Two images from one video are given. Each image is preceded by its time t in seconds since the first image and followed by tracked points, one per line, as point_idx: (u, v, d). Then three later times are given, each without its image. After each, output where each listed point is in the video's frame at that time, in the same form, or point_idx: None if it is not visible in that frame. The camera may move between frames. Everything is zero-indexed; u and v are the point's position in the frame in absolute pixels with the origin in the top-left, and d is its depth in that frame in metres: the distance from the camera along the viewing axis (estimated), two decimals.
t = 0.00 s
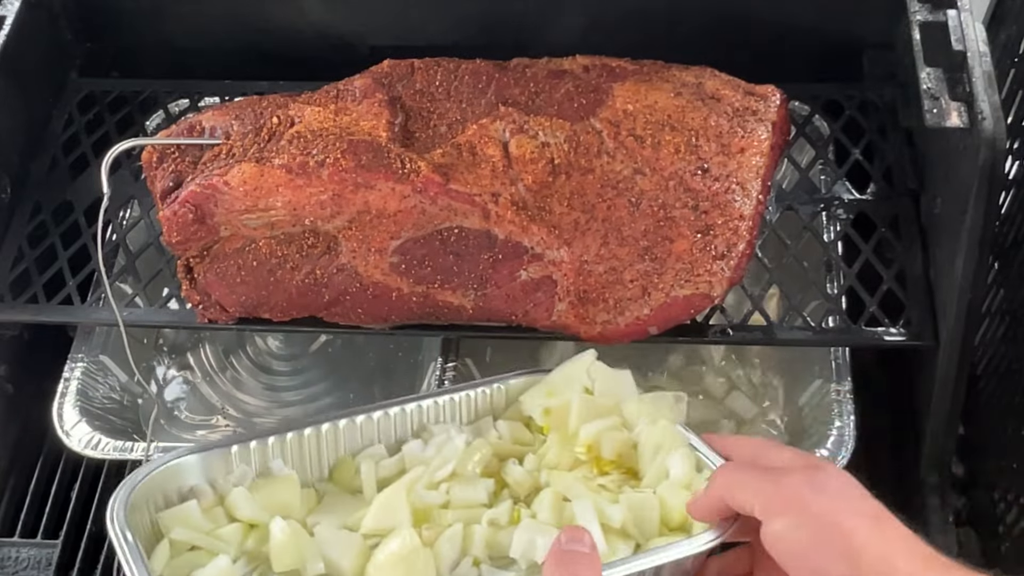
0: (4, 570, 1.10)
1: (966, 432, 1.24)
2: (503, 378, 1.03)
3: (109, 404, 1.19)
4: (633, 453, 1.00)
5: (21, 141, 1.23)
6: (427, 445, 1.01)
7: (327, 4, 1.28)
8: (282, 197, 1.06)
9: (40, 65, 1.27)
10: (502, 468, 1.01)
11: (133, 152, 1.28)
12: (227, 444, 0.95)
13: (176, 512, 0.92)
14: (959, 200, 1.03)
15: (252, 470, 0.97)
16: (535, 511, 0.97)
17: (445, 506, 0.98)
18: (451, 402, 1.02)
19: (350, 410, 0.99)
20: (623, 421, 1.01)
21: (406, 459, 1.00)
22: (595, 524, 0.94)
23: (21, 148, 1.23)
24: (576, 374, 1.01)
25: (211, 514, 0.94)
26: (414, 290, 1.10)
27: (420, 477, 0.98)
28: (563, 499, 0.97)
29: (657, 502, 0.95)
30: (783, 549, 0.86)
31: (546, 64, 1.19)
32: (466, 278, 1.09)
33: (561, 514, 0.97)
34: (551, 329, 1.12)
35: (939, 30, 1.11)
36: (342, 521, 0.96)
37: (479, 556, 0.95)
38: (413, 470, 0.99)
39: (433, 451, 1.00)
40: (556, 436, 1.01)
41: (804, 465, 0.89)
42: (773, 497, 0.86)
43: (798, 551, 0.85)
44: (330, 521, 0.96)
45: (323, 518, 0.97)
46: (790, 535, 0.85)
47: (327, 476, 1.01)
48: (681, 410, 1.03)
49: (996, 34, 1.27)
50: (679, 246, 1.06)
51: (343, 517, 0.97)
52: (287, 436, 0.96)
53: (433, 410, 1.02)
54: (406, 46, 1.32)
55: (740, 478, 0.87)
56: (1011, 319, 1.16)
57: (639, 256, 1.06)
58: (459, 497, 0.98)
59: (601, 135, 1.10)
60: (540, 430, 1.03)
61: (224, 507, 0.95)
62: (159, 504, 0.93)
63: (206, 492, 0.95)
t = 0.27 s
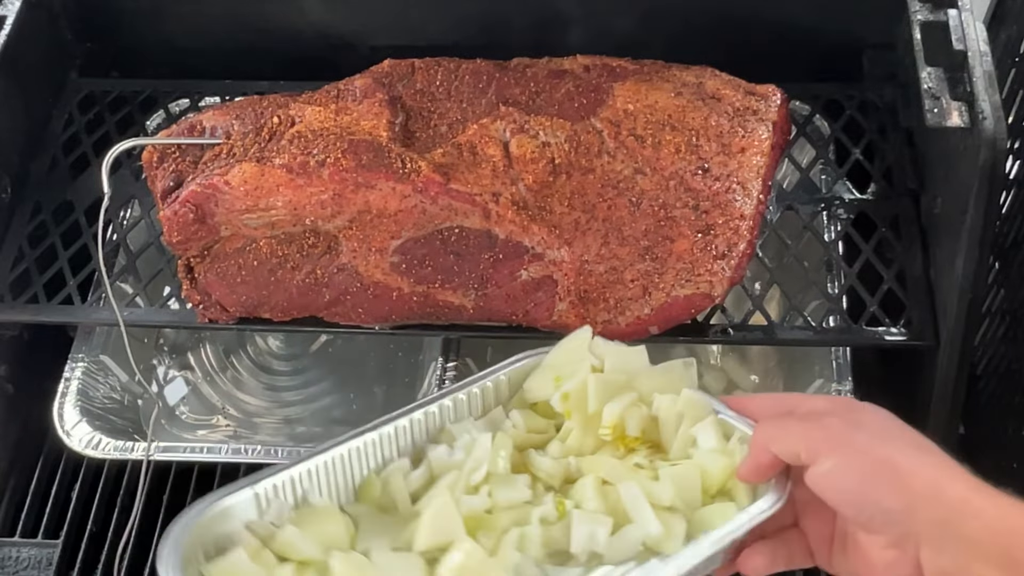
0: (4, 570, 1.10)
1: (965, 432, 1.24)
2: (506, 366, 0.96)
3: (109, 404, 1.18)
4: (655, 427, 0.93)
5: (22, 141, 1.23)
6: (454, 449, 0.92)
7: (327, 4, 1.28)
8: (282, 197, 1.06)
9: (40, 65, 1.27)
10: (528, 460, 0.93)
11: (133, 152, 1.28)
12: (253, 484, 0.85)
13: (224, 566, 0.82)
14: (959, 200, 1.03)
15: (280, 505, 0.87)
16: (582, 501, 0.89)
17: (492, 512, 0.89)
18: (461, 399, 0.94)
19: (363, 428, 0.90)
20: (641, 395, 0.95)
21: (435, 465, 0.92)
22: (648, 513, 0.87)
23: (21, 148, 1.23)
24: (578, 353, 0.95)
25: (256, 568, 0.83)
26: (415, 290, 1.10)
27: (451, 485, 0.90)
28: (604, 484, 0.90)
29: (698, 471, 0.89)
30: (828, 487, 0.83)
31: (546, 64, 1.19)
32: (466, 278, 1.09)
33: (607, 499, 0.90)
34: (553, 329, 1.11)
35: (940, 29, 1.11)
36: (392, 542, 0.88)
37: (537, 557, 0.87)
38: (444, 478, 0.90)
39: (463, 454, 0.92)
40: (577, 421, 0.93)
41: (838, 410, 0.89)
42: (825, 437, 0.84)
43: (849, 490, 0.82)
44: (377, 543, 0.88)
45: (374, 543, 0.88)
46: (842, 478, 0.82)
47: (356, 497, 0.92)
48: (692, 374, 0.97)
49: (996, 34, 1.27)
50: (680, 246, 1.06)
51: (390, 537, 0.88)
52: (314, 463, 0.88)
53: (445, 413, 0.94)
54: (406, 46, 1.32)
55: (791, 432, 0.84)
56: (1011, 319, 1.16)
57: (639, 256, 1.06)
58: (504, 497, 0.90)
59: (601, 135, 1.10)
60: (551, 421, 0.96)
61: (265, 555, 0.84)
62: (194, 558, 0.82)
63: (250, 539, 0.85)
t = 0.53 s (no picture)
0: (4, 570, 1.11)
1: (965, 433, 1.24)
2: (500, 386, 1.00)
3: (109, 404, 1.18)
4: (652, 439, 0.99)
5: (21, 142, 1.23)
6: (467, 470, 0.97)
7: (326, 4, 1.28)
8: (282, 197, 1.06)
9: (40, 65, 1.27)
10: (533, 476, 0.98)
11: (132, 152, 1.28)
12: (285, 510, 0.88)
13: None
14: (959, 200, 1.03)
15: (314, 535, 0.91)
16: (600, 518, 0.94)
17: (518, 529, 0.93)
18: (459, 419, 0.98)
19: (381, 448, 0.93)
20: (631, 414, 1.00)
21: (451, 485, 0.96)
22: (665, 528, 0.92)
23: (21, 148, 1.23)
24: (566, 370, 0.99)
25: None
26: (414, 290, 1.10)
27: (469, 505, 0.94)
28: (620, 503, 0.95)
29: (704, 488, 0.93)
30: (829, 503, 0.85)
31: (546, 64, 1.19)
32: (466, 279, 1.09)
33: (623, 518, 0.94)
34: (552, 329, 1.11)
35: (939, 29, 1.11)
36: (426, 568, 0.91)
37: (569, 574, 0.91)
38: (462, 500, 0.95)
39: (478, 475, 0.96)
40: (577, 438, 0.98)
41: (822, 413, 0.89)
42: (816, 455, 0.86)
43: (848, 505, 0.84)
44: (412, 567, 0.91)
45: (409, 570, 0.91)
46: (834, 491, 0.85)
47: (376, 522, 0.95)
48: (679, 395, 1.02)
49: (996, 34, 1.27)
50: (679, 246, 1.06)
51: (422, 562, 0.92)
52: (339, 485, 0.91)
53: (447, 433, 0.98)
54: (405, 46, 1.32)
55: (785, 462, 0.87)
56: (1011, 319, 1.16)
57: (638, 256, 1.06)
58: (528, 515, 0.94)
59: (601, 135, 1.10)
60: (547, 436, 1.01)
61: None
62: None
63: None
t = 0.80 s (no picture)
0: (4, 570, 1.11)
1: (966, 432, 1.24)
2: (493, 392, 1.07)
3: (109, 404, 1.18)
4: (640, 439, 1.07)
5: (21, 142, 1.23)
6: (476, 470, 1.04)
7: (326, 4, 1.28)
8: (282, 197, 1.06)
9: (40, 65, 1.27)
10: (538, 475, 1.06)
11: (133, 152, 1.28)
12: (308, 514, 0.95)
13: None
14: (959, 201, 1.03)
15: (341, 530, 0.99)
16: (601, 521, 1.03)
17: (530, 525, 1.01)
18: (459, 423, 1.05)
19: (387, 457, 1.00)
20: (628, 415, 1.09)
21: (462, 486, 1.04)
22: (670, 536, 1.01)
23: (21, 148, 1.23)
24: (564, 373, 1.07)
25: None
26: (414, 290, 1.10)
27: (479, 505, 1.03)
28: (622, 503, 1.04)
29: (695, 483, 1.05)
30: (791, 528, 0.74)
31: (546, 64, 1.19)
32: (466, 278, 1.09)
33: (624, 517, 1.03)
34: (552, 329, 1.11)
35: (939, 30, 1.11)
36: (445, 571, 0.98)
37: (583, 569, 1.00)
38: (473, 500, 1.03)
39: (489, 475, 1.04)
40: (574, 436, 1.06)
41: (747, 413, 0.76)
42: (776, 479, 0.73)
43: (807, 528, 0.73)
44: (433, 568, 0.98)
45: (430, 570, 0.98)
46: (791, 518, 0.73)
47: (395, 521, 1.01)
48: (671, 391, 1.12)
49: (996, 34, 1.27)
50: (680, 246, 1.06)
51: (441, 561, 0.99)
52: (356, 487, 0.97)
53: (449, 438, 1.04)
54: (406, 46, 1.32)
55: (738, 479, 0.75)
56: (1011, 319, 1.16)
57: (638, 256, 1.06)
58: (540, 512, 1.02)
59: (601, 135, 1.10)
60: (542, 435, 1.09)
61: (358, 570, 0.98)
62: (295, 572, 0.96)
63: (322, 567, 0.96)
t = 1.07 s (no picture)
0: (4, 570, 1.11)
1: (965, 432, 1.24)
2: (493, 390, 1.07)
3: (109, 404, 1.18)
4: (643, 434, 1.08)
5: (21, 142, 1.23)
6: (480, 465, 1.05)
7: (326, 4, 1.28)
8: (282, 197, 1.06)
9: (40, 65, 1.27)
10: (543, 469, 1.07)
11: (133, 152, 1.28)
12: (316, 504, 0.95)
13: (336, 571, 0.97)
14: (959, 200, 1.03)
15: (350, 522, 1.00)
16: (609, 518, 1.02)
17: (538, 517, 1.02)
18: (460, 420, 1.05)
19: (392, 450, 1.00)
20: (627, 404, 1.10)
21: (467, 479, 1.04)
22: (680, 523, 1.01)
23: (21, 148, 1.23)
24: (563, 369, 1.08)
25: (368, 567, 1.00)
26: (415, 290, 1.10)
27: (484, 500, 1.04)
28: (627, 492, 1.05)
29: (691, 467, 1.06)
30: (736, 532, 0.79)
31: (546, 64, 1.19)
32: (466, 278, 1.09)
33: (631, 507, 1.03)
34: (553, 329, 1.11)
35: (940, 29, 1.11)
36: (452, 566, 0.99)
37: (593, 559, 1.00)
38: (478, 495, 1.04)
39: (493, 469, 1.04)
40: (574, 432, 1.07)
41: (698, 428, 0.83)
42: (715, 484, 0.79)
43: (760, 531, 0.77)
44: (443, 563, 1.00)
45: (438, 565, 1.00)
46: (737, 523, 0.78)
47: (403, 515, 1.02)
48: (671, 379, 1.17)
49: (996, 34, 1.27)
50: (680, 246, 1.06)
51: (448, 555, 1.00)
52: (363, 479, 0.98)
53: (452, 434, 1.05)
54: (406, 45, 1.32)
55: (679, 491, 0.81)
56: (1011, 319, 1.16)
57: (639, 256, 1.06)
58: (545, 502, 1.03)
59: (601, 135, 1.10)
60: (542, 431, 1.09)
61: (370, 561, 0.99)
62: (307, 562, 0.97)
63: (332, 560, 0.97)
